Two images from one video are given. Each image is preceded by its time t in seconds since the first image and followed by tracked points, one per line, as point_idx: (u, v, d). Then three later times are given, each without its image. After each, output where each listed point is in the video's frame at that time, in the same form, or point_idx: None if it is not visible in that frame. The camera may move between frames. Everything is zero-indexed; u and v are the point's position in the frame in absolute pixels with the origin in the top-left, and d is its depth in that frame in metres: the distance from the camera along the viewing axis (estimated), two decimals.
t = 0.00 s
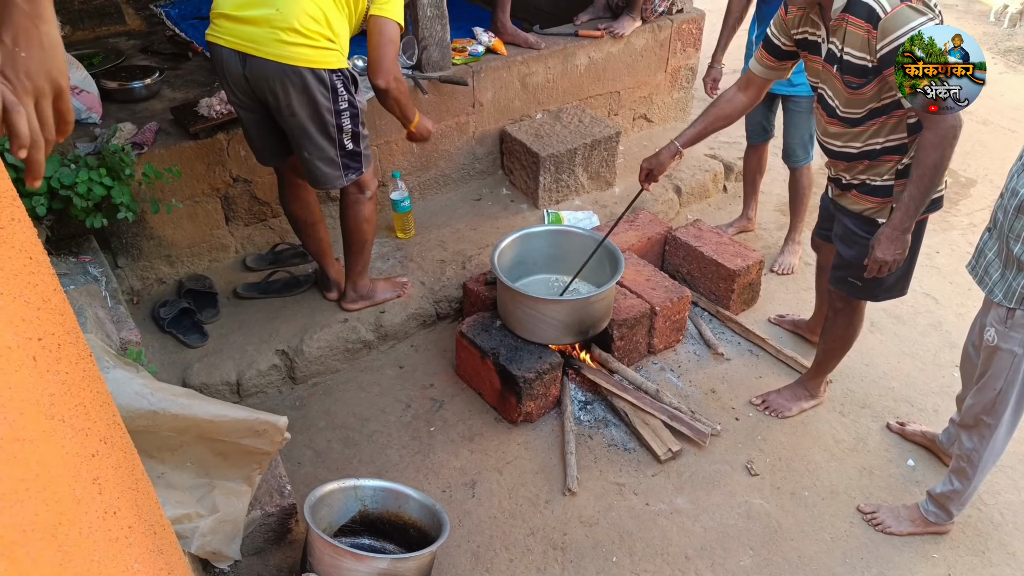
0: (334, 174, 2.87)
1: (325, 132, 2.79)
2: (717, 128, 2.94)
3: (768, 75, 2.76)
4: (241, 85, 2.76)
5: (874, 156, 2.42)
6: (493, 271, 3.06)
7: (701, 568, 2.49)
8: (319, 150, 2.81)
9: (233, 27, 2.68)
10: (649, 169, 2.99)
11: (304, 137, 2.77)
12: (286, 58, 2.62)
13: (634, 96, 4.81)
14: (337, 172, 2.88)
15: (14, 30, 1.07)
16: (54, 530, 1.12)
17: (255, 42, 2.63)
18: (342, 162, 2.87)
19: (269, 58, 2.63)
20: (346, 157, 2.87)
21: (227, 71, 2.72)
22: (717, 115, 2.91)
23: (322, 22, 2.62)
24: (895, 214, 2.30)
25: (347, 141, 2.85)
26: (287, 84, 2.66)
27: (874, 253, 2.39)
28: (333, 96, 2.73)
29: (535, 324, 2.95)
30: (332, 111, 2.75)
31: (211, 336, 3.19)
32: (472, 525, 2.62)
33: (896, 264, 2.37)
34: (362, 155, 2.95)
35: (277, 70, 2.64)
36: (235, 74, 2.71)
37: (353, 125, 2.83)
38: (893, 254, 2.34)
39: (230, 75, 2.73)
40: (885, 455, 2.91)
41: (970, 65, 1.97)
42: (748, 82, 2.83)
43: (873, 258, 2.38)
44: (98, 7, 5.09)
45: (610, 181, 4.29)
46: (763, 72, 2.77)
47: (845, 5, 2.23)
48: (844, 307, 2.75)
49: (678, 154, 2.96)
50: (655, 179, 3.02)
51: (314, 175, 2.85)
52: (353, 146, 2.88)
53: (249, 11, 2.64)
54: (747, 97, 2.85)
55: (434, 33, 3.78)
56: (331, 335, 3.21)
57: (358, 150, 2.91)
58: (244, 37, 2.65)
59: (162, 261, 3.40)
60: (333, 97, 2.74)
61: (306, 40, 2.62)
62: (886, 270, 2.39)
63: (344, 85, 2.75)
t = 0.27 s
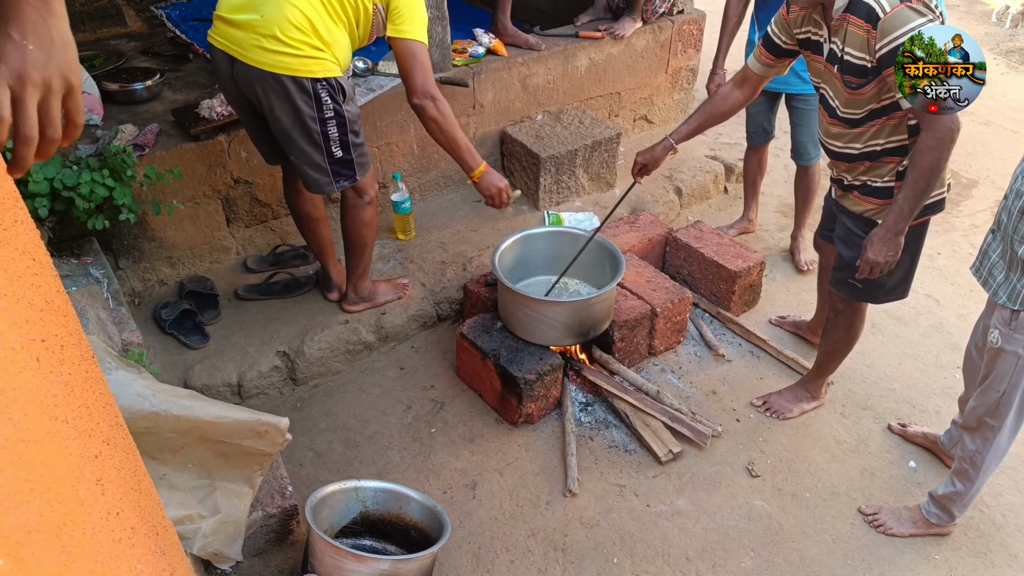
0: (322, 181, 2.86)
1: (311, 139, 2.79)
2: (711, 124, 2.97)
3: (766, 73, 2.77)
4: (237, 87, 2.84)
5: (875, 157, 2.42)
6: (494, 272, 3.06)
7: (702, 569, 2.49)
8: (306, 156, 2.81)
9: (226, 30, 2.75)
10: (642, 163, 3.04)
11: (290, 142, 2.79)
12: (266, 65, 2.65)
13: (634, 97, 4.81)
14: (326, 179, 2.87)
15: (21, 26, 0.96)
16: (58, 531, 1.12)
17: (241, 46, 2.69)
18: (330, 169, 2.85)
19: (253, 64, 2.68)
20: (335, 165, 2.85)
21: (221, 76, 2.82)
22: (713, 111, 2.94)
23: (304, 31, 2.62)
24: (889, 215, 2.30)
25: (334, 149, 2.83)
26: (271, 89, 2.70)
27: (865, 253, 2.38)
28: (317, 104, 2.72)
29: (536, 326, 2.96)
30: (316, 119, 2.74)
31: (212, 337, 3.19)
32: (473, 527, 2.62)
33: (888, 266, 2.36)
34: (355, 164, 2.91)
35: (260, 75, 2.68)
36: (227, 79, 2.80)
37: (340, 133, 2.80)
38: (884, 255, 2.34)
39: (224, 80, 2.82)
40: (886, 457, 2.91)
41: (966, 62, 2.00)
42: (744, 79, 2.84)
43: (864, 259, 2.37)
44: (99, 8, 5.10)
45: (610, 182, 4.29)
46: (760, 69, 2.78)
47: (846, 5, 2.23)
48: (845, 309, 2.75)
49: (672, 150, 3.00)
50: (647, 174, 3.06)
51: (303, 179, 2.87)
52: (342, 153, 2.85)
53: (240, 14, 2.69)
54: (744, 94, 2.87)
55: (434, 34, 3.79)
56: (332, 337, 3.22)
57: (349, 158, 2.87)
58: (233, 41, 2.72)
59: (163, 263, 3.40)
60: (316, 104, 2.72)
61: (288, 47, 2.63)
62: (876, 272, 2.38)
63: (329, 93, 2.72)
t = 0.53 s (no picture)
0: (316, 184, 2.88)
1: (302, 142, 2.80)
2: (723, 109, 2.97)
3: (772, 67, 2.78)
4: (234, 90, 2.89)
5: (875, 156, 2.43)
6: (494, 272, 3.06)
7: (704, 569, 2.49)
8: (298, 158, 2.84)
9: (221, 33, 2.78)
10: (653, 146, 3.05)
11: (283, 145, 2.82)
12: (254, 68, 2.68)
13: (634, 98, 4.82)
14: (319, 182, 2.87)
15: None
16: (60, 533, 1.12)
17: (232, 49, 2.72)
18: (323, 174, 2.86)
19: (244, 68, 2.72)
20: (327, 169, 2.85)
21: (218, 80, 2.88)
22: (724, 98, 2.94)
23: (294, 37, 2.62)
24: (888, 214, 2.29)
25: (326, 153, 2.82)
26: (262, 94, 2.73)
27: (864, 252, 2.38)
28: (305, 109, 2.72)
29: (536, 327, 2.96)
30: (305, 123, 2.75)
31: (212, 339, 3.19)
32: (474, 528, 2.62)
33: (885, 266, 2.36)
34: (350, 168, 2.90)
35: (250, 80, 2.72)
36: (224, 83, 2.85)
37: (331, 137, 2.79)
38: (883, 255, 2.34)
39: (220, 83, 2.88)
40: (888, 456, 2.91)
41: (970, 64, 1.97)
42: (753, 69, 2.84)
43: (863, 258, 2.37)
44: (98, 11, 5.11)
45: (610, 183, 4.30)
46: (767, 63, 2.78)
47: (848, 4, 2.24)
48: (845, 308, 2.75)
49: (682, 133, 3.00)
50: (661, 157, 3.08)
51: (297, 181, 2.90)
52: (335, 158, 2.85)
53: (234, 17, 2.71)
54: (753, 84, 2.87)
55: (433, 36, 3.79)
56: (333, 338, 3.22)
57: (342, 162, 2.86)
58: (227, 43, 2.75)
59: (164, 265, 3.40)
60: (305, 109, 2.72)
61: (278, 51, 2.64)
62: (875, 271, 2.38)
63: (318, 98, 2.71)
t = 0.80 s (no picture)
0: (318, 184, 2.87)
1: (305, 141, 2.79)
2: (733, 104, 2.96)
3: (781, 64, 2.76)
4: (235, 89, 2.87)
5: (871, 154, 2.43)
6: (496, 273, 3.06)
7: (707, 569, 2.49)
8: (300, 157, 2.82)
9: (222, 31, 2.78)
10: (665, 140, 3.06)
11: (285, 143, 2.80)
12: (257, 64, 2.67)
13: (634, 97, 4.82)
14: (321, 182, 2.87)
15: None
16: (62, 536, 1.13)
17: (234, 46, 2.71)
18: (326, 173, 2.86)
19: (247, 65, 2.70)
20: (330, 168, 2.85)
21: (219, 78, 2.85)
22: (735, 92, 2.93)
23: (298, 32, 2.62)
24: (885, 213, 2.30)
25: (329, 152, 2.82)
26: (266, 91, 2.71)
27: (862, 251, 2.39)
28: (310, 107, 2.72)
29: (538, 327, 2.96)
30: (309, 122, 2.74)
31: (214, 342, 3.20)
32: (477, 528, 2.62)
33: (883, 263, 2.37)
34: (351, 168, 2.91)
35: (254, 77, 2.70)
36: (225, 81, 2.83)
37: (334, 135, 2.80)
38: (880, 254, 2.35)
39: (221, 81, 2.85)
40: (890, 454, 2.90)
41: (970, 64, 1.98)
42: (763, 65, 2.84)
43: (862, 257, 2.38)
44: (99, 14, 5.12)
45: (611, 183, 4.30)
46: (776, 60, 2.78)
47: (845, 2, 2.23)
48: (845, 307, 2.75)
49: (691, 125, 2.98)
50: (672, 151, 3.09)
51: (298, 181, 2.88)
52: (337, 157, 2.85)
53: (235, 15, 2.71)
54: (765, 79, 2.87)
55: (433, 37, 3.79)
56: (334, 340, 3.22)
57: (344, 161, 2.87)
58: (228, 41, 2.74)
59: (165, 268, 3.41)
60: (309, 107, 2.72)
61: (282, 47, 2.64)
62: (873, 269, 2.39)
63: (322, 95, 2.72)
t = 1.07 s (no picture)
0: (326, 178, 2.88)
1: (313, 136, 2.80)
2: (723, 119, 2.95)
3: (776, 69, 2.76)
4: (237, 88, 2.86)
5: (872, 152, 2.43)
6: (496, 272, 3.05)
7: (709, 568, 2.48)
8: (309, 153, 2.83)
9: (221, 32, 2.77)
10: (653, 155, 3.03)
11: (294, 140, 2.80)
12: (265, 61, 2.67)
13: (634, 97, 4.81)
14: (329, 176, 2.88)
15: None
16: (60, 540, 1.13)
17: (238, 47, 2.71)
18: (334, 167, 2.87)
19: (254, 63, 2.70)
20: (338, 161, 2.87)
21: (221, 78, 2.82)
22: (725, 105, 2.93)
23: (303, 27, 2.63)
24: (878, 206, 2.29)
25: (337, 145, 2.84)
26: (273, 88, 2.71)
27: (852, 244, 2.38)
28: (318, 100, 2.74)
29: (538, 327, 2.96)
30: (318, 116, 2.76)
31: (215, 344, 3.20)
32: (478, 528, 2.62)
33: (873, 257, 2.36)
34: (357, 160, 2.93)
35: (262, 75, 2.69)
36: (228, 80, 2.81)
37: (341, 128, 2.82)
38: (871, 247, 2.34)
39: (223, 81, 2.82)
40: (891, 452, 2.90)
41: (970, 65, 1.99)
42: (755, 74, 2.83)
43: (851, 249, 2.37)
44: (98, 17, 5.13)
45: (612, 182, 4.30)
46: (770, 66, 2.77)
47: None
48: (846, 305, 2.75)
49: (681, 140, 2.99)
50: (661, 165, 3.06)
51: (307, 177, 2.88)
52: (344, 150, 2.87)
53: (234, 15, 2.71)
54: (754, 89, 2.84)
55: (433, 37, 3.79)
56: (335, 341, 3.22)
57: (351, 154, 2.89)
58: (229, 42, 2.74)
59: (165, 270, 3.41)
60: (317, 101, 2.74)
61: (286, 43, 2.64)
62: (862, 262, 2.38)
63: (329, 88, 2.75)
